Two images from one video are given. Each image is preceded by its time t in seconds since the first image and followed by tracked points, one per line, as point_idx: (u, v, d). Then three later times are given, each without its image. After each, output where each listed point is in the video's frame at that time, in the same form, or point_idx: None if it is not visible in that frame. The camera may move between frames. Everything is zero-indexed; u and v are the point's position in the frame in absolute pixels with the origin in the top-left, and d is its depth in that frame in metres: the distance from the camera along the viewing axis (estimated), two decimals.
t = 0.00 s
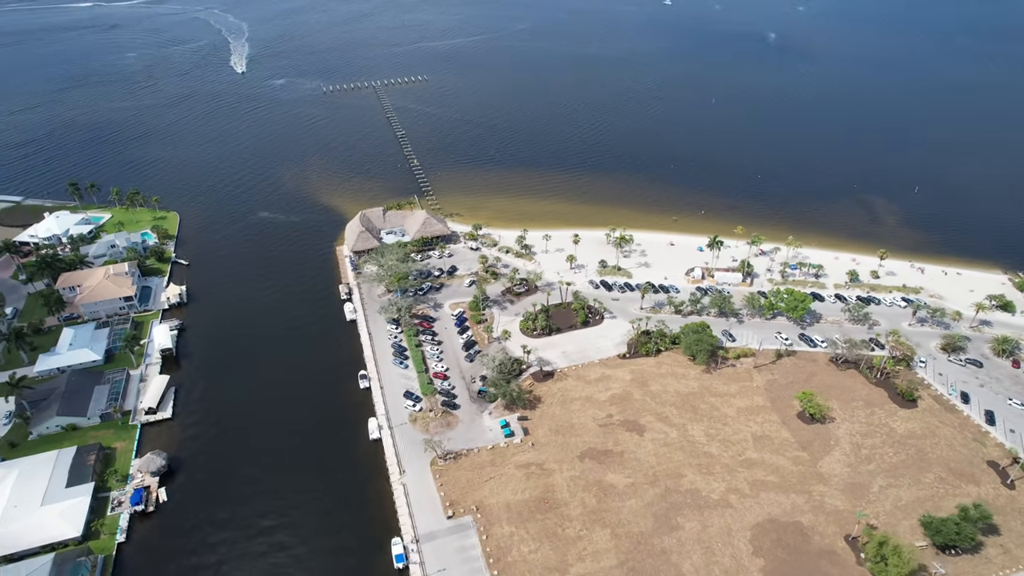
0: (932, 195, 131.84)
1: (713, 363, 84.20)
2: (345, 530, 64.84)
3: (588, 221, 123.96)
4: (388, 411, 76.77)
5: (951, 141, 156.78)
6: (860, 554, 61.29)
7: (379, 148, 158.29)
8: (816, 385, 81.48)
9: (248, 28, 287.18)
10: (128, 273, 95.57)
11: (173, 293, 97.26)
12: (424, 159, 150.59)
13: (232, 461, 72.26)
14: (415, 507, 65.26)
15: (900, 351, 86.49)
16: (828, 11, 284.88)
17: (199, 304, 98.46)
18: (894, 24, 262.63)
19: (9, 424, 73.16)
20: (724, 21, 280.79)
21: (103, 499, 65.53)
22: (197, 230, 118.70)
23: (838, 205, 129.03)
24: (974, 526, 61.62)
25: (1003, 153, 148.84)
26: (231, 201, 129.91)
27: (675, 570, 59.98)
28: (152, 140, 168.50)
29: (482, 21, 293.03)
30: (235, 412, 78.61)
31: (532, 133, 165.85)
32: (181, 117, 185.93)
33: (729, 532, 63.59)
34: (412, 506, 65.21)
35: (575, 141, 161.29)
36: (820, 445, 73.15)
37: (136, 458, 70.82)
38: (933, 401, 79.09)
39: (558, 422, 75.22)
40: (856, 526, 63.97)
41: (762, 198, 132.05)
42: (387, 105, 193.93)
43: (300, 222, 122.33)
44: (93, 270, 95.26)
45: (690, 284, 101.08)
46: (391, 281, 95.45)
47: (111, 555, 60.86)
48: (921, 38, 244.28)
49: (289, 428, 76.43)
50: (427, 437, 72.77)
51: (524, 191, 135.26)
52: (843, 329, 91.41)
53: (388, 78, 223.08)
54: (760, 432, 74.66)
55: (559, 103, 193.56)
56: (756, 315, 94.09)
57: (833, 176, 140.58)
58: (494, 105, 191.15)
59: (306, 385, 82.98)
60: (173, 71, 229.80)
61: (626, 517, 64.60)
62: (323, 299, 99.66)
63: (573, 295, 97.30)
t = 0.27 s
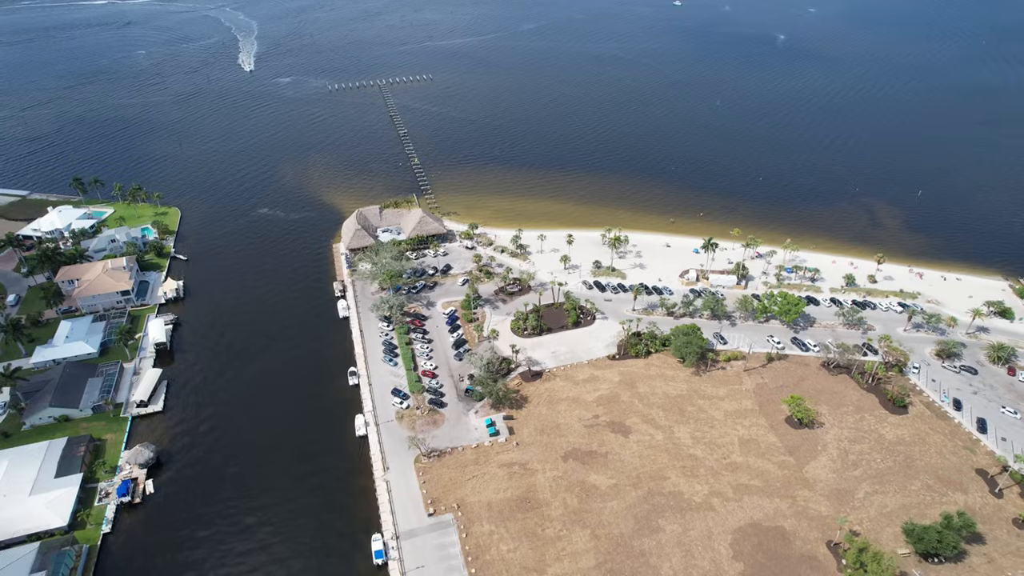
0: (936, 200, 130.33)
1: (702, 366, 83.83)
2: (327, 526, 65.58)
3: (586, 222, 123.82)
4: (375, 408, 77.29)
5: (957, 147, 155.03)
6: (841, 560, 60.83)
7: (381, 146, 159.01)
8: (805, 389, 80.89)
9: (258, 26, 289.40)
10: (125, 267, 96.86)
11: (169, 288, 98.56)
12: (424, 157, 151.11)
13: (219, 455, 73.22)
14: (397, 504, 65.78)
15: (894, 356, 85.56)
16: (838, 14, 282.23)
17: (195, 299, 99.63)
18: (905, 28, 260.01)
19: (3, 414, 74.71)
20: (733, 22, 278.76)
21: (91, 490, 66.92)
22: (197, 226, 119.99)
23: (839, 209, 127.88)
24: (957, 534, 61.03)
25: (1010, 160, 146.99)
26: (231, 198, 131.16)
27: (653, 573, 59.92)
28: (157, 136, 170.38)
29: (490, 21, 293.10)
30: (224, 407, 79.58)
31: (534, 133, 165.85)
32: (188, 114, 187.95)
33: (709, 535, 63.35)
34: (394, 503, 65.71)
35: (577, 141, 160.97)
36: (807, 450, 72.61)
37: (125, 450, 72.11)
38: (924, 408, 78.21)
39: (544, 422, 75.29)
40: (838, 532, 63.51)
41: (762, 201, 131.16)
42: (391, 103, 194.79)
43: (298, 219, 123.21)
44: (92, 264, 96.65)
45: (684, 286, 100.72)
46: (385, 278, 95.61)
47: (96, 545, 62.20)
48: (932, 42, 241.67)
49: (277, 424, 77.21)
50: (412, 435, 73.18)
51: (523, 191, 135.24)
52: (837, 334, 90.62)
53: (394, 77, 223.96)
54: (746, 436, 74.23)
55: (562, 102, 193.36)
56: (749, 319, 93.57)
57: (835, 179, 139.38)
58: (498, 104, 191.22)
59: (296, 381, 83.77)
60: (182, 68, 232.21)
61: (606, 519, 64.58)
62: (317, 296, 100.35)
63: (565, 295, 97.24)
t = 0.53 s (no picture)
0: (933, 203, 129.28)
1: (686, 368, 83.89)
2: (307, 522, 66.16)
3: (579, 222, 123.82)
4: (359, 406, 77.78)
5: (958, 149, 153.64)
6: (818, 565, 60.59)
7: (378, 145, 159.65)
8: (790, 393, 80.58)
9: (263, 24, 291.09)
10: (118, 263, 97.82)
11: (161, 284, 99.52)
12: (421, 156, 151.63)
13: (204, 451, 74.03)
14: (376, 501, 66.26)
15: (881, 360, 85.05)
16: (844, 15, 280.37)
17: (187, 295, 100.56)
18: (911, 29, 257.89)
19: None
20: (737, 23, 277.47)
21: (75, 483, 67.88)
22: (192, 223, 121.03)
23: (834, 211, 127.20)
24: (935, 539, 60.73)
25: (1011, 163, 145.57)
26: (228, 196, 132.20)
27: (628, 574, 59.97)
28: (158, 134, 171.91)
29: (494, 20, 293.24)
30: (210, 403, 80.35)
31: (532, 133, 165.94)
32: (189, 111, 189.38)
33: (687, 538, 63.23)
34: (373, 501, 66.18)
35: (574, 141, 160.90)
36: (790, 453, 72.27)
37: (111, 444, 73.03)
38: (910, 413, 77.72)
39: (526, 422, 75.45)
40: (816, 536, 63.29)
41: (757, 203, 130.62)
42: (391, 103, 195.55)
43: (293, 217, 123.94)
44: (86, 260, 97.70)
45: (674, 287, 100.60)
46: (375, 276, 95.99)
47: (77, 538, 63.21)
48: (938, 43, 239.66)
49: (262, 420, 77.90)
50: (395, 433, 73.59)
51: (517, 191, 135.37)
52: (825, 337, 90.21)
53: (395, 76, 224.64)
54: (728, 438, 74.04)
55: (562, 102, 193.40)
56: (737, 321, 93.35)
57: (832, 181, 138.65)
58: (497, 104, 191.41)
59: (283, 378, 84.43)
60: (186, 67, 234.00)
61: (584, 519, 64.68)
62: (308, 294, 100.98)
63: (554, 296, 97.35)
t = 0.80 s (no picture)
0: (919, 204, 129.44)
1: (664, 367, 84.06)
2: (280, 521, 66.40)
3: (564, 222, 123.93)
4: (336, 405, 77.94)
5: (946, 150, 153.70)
6: (788, 564, 60.71)
7: (367, 145, 159.76)
8: (767, 393, 80.64)
9: (256, 24, 291.09)
10: (101, 262, 97.98)
11: (144, 284, 99.75)
12: (409, 156, 151.78)
13: (180, 450, 74.22)
14: (349, 500, 66.46)
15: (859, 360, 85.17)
16: (837, 15, 280.39)
17: (169, 295, 100.71)
18: (904, 29, 258.00)
19: None
20: (730, 23, 277.43)
21: (50, 482, 68.08)
22: (178, 223, 121.14)
23: (820, 211, 127.27)
24: (904, 538, 60.88)
25: (998, 163, 145.72)
26: (214, 195, 132.31)
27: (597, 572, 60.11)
28: (147, 133, 171.91)
29: (488, 20, 293.26)
30: (188, 403, 80.53)
31: (520, 133, 165.98)
32: (180, 111, 189.48)
33: (658, 537, 63.36)
34: (346, 499, 66.40)
35: (562, 141, 160.98)
36: (764, 453, 72.35)
37: (87, 443, 73.21)
38: (886, 413, 77.84)
39: (502, 421, 75.59)
40: (786, 535, 63.42)
41: (743, 203, 130.65)
42: (381, 102, 195.61)
43: (278, 217, 124.09)
44: (69, 260, 97.88)
45: (655, 287, 100.75)
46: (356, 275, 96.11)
47: (50, 537, 63.35)
48: (930, 44, 239.83)
49: (239, 419, 78.10)
50: (370, 432, 73.77)
51: (504, 190, 135.48)
52: (804, 337, 90.34)
53: (387, 76, 224.68)
54: (703, 438, 74.13)
55: (552, 102, 193.45)
56: (717, 321, 93.46)
57: (819, 181, 138.67)
58: (488, 104, 191.40)
59: (262, 377, 84.62)
60: (178, 66, 234.03)
61: (556, 518, 64.81)
62: (290, 294, 101.14)
63: (535, 295, 97.51)
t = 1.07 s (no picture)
0: (904, 203, 129.54)
1: (641, 366, 84.11)
2: (253, 520, 66.60)
3: (548, 222, 124.00)
4: (312, 404, 78.10)
5: (933, 150, 153.71)
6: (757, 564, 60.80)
7: (354, 144, 159.86)
8: (743, 392, 80.79)
9: (249, 24, 291.07)
10: (82, 262, 97.99)
11: (127, 283, 99.93)
12: (395, 156, 151.90)
13: (156, 449, 74.41)
14: (322, 499, 66.60)
15: (836, 360, 85.37)
16: (829, 15, 280.44)
17: (151, 295, 100.82)
18: (897, 29, 258.01)
19: None
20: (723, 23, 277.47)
21: (23, 481, 68.25)
22: (162, 222, 121.29)
23: (805, 211, 127.37)
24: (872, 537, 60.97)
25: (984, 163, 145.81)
26: (200, 195, 132.42)
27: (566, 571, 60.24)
28: (136, 133, 171.99)
29: (481, 20, 293.20)
30: (166, 402, 80.74)
31: (508, 133, 166.04)
32: (169, 111, 189.50)
33: (628, 536, 63.46)
34: (319, 498, 66.58)
35: (550, 141, 161.07)
36: (738, 453, 72.46)
37: (63, 442, 73.35)
38: (860, 412, 77.99)
39: (477, 421, 75.71)
40: (756, 535, 63.53)
41: (727, 203, 130.73)
42: (371, 102, 195.69)
43: (263, 217, 124.20)
44: (50, 259, 97.89)
45: (636, 287, 100.90)
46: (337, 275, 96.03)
47: (21, 536, 63.53)
48: (921, 43, 239.90)
49: (216, 419, 78.34)
50: (345, 431, 73.96)
51: (489, 190, 135.55)
52: (782, 336, 90.50)
53: (378, 76, 224.63)
54: (677, 437, 74.26)
55: (542, 102, 193.47)
56: (696, 320, 93.62)
57: (805, 181, 138.75)
58: (477, 104, 191.44)
59: (240, 376, 84.84)
60: (170, 66, 234.03)
61: (527, 517, 64.99)
62: (272, 294, 101.29)
63: (515, 295, 97.65)
